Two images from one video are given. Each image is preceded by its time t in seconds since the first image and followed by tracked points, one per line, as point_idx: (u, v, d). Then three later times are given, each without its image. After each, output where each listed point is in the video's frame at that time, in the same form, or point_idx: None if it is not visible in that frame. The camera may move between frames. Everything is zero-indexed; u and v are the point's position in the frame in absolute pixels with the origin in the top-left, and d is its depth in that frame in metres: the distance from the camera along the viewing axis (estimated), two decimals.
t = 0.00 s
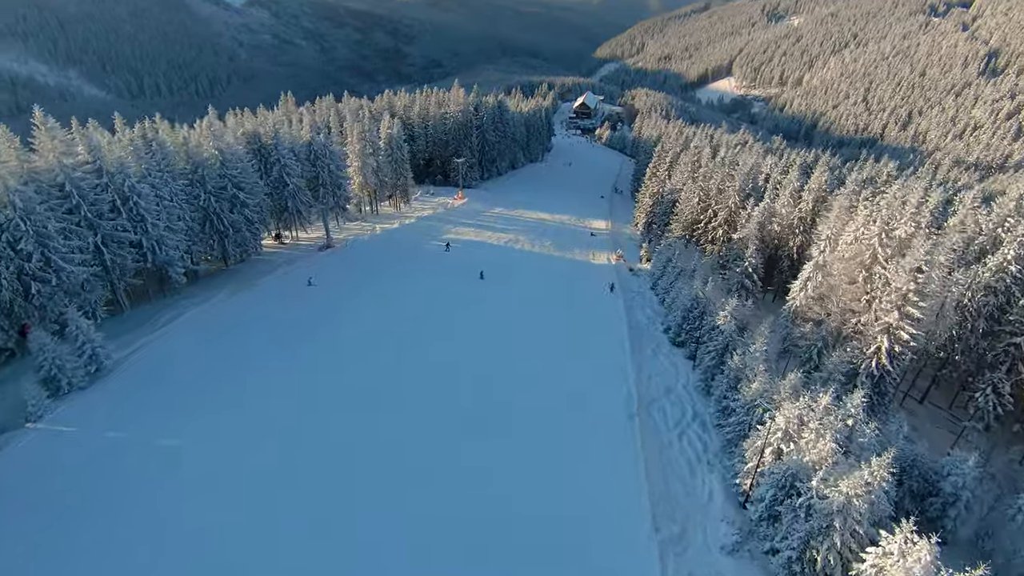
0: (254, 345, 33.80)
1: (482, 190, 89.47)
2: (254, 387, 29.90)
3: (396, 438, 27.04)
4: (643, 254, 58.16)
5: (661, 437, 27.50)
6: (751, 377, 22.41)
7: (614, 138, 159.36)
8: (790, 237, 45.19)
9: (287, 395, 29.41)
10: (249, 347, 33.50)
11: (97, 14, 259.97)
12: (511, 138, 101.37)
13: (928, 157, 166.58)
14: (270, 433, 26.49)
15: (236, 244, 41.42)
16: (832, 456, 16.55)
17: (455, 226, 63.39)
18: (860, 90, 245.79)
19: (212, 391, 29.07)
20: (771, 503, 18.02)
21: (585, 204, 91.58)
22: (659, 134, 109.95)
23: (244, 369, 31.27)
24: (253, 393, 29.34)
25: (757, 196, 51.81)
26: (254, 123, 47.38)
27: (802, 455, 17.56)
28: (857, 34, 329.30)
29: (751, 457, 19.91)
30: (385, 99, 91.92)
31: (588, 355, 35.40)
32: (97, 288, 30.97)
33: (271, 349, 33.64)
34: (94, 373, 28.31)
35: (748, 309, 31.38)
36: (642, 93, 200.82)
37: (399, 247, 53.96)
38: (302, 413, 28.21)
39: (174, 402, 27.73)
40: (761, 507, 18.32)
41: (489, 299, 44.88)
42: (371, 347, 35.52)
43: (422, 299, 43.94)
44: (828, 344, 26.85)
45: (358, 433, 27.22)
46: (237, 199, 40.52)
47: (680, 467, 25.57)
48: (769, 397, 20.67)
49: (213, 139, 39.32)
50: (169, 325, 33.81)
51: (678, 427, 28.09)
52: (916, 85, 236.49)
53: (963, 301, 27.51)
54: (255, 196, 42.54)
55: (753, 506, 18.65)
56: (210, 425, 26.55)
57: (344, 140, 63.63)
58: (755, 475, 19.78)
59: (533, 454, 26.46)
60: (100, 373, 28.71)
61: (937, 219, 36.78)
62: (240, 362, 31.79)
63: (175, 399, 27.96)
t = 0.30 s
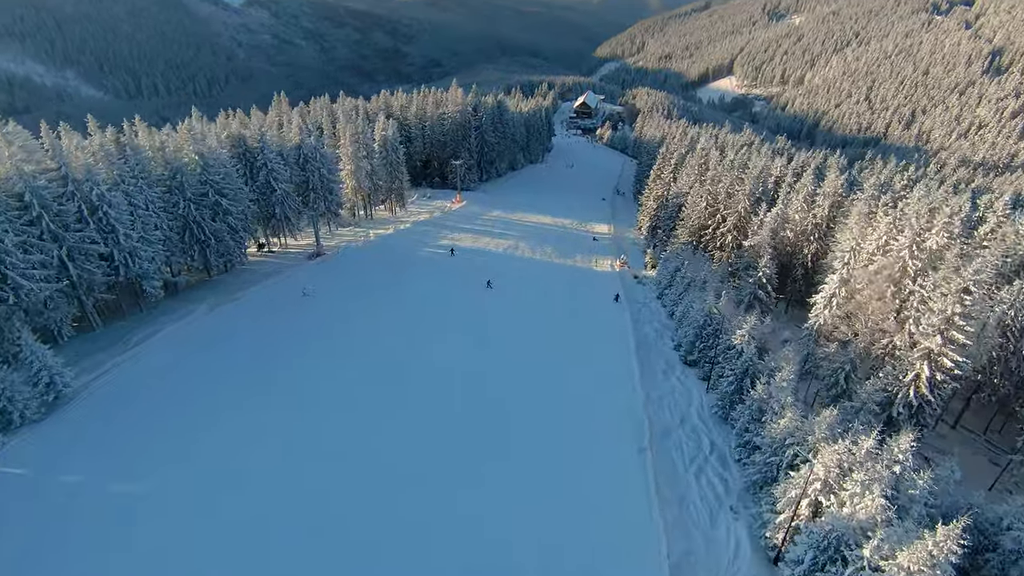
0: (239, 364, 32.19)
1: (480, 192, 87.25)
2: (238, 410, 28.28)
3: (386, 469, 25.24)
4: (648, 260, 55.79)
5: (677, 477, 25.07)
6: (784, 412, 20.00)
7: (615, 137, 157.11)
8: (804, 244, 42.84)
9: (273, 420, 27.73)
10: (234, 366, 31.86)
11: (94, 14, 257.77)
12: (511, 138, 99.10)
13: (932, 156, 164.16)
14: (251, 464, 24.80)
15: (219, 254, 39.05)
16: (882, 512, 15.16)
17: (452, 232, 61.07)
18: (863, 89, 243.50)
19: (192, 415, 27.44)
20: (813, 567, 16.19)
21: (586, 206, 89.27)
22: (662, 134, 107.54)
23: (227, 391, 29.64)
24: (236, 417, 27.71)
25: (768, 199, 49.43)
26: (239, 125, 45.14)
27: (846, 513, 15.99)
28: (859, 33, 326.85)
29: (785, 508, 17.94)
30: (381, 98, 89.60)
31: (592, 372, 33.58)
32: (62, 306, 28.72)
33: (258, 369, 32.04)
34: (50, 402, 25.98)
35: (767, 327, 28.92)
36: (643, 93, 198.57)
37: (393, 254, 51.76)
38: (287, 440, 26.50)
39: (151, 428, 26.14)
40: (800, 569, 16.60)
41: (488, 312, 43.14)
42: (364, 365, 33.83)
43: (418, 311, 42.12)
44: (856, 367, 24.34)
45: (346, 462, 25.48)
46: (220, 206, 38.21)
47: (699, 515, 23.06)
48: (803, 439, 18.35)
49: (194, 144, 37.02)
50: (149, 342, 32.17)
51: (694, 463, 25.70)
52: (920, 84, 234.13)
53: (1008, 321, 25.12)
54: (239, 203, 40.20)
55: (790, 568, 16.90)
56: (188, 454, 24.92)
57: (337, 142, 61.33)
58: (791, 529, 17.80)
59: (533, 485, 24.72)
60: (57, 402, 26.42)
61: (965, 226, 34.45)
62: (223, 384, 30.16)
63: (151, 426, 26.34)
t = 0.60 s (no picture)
0: (225, 389, 30.71)
1: (477, 195, 84.99)
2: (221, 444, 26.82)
3: (374, 516, 23.60)
4: (651, 267, 53.62)
5: (698, 525, 22.75)
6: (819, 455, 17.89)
7: (614, 137, 154.97)
8: (818, 251, 40.69)
9: (258, 453, 26.55)
10: (219, 392, 30.35)
11: (88, 13, 254.51)
12: (508, 139, 96.78)
13: (934, 155, 162.32)
14: (231, 510, 23.28)
15: (199, 265, 36.60)
16: None
17: (448, 238, 58.67)
18: (863, 86, 241.71)
19: (173, 450, 26.03)
20: None
21: (586, 209, 87.04)
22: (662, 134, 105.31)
23: (210, 422, 28.16)
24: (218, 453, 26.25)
25: (778, 204, 47.30)
26: (221, 128, 42.81)
27: None
28: (858, 31, 325.10)
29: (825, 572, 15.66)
30: (375, 98, 87.14)
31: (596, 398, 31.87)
32: (20, 328, 26.50)
33: (245, 395, 30.55)
34: None
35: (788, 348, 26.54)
36: (642, 91, 196.46)
37: (387, 262, 49.57)
38: (271, 481, 24.98)
39: (130, 460, 25.03)
40: None
41: (488, 326, 41.39)
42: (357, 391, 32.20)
43: (414, 327, 40.33)
44: (889, 394, 22.24)
45: (331, 508, 23.88)
46: (198, 214, 35.88)
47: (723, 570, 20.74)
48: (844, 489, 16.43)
49: (168, 149, 34.77)
50: (129, 365, 30.66)
51: (713, 505, 23.56)
52: (920, 82, 232.45)
53: None
54: (218, 211, 37.85)
55: None
56: (164, 496, 23.50)
57: (327, 144, 58.99)
58: None
59: (530, 531, 23.16)
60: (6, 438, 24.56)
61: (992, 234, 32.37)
62: (206, 413, 28.67)
63: (128, 462, 24.93)
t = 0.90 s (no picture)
0: (208, 412, 29.03)
1: (472, 199, 82.72)
2: (203, 471, 25.08)
3: (360, 543, 21.86)
4: (653, 275, 51.49)
5: None
6: (862, 510, 15.94)
7: (611, 137, 152.79)
8: (831, 260, 38.56)
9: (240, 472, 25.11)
10: (204, 416, 28.71)
11: (80, 15, 252.05)
12: (504, 140, 94.53)
13: (934, 155, 160.69)
14: (209, 534, 21.86)
15: (172, 279, 34.20)
16: None
17: (441, 244, 56.41)
18: (860, 85, 240.25)
19: (152, 480, 24.40)
20: None
21: (584, 212, 84.87)
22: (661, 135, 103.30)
23: (192, 448, 26.45)
24: (199, 482, 24.53)
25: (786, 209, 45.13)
26: (199, 132, 40.39)
27: None
28: (854, 30, 323.93)
29: None
30: (367, 100, 84.75)
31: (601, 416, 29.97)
32: None
33: (229, 416, 28.90)
34: None
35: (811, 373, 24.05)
36: (639, 91, 194.50)
37: (378, 270, 47.32)
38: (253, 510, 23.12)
39: (105, 484, 23.80)
40: None
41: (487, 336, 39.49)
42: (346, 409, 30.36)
43: (409, 338, 38.35)
44: (924, 427, 20.24)
45: (315, 537, 21.98)
46: (171, 225, 33.50)
47: None
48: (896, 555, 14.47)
49: (139, 157, 32.62)
50: (107, 393, 29.00)
51: (735, 559, 20.83)
52: (917, 80, 231.12)
53: None
54: (192, 220, 35.54)
55: None
56: (138, 520, 22.18)
57: (315, 147, 56.64)
58: None
59: (529, 560, 21.43)
60: None
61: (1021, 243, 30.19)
62: (188, 439, 27.00)
63: (103, 493, 23.35)
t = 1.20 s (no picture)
0: (186, 433, 27.22)
1: (465, 203, 80.38)
2: (179, 498, 23.39)
3: None
4: (654, 283, 49.33)
5: None
6: None
7: (606, 138, 150.63)
8: (843, 270, 36.51)
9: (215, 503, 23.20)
10: (183, 436, 26.93)
11: (68, 16, 248.58)
12: (498, 142, 92.33)
13: (931, 155, 159.51)
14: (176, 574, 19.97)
15: (141, 296, 31.82)
16: None
17: (433, 252, 54.14)
18: (855, 85, 239.13)
19: (121, 509, 22.66)
20: None
21: (580, 215, 82.76)
22: (657, 137, 101.39)
23: (169, 471, 24.74)
24: (174, 509, 22.83)
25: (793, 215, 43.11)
26: (172, 137, 38.01)
27: None
28: (848, 29, 323.12)
29: None
30: (356, 101, 82.42)
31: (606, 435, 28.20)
32: None
33: (208, 437, 27.04)
34: None
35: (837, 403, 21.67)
36: (634, 91, 192.51)
37: (367, 280, 44.98)
38: (231, 540, 21.47)
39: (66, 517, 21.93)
40: None
41: (484, 348, 37.68)
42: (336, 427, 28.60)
43: (402, 351, 36.36)
44: (966, 467, 18.26)
45: None
46: (138, 238, 31.15)
47: None
48: None
49: (102, 164, 30.19)
50: (79, 414, 27.27)
51: None
52: (912, 80, 230.13)
53: None
54: (161, 232, 33.14)
55: None
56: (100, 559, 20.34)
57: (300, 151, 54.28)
58: None
59: None
60: None
61: None
62: (166, 462, 25.26)
63: (73, 521, 21.82)
